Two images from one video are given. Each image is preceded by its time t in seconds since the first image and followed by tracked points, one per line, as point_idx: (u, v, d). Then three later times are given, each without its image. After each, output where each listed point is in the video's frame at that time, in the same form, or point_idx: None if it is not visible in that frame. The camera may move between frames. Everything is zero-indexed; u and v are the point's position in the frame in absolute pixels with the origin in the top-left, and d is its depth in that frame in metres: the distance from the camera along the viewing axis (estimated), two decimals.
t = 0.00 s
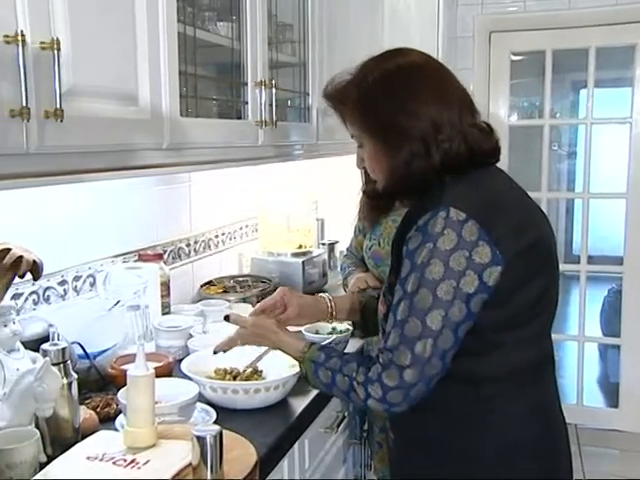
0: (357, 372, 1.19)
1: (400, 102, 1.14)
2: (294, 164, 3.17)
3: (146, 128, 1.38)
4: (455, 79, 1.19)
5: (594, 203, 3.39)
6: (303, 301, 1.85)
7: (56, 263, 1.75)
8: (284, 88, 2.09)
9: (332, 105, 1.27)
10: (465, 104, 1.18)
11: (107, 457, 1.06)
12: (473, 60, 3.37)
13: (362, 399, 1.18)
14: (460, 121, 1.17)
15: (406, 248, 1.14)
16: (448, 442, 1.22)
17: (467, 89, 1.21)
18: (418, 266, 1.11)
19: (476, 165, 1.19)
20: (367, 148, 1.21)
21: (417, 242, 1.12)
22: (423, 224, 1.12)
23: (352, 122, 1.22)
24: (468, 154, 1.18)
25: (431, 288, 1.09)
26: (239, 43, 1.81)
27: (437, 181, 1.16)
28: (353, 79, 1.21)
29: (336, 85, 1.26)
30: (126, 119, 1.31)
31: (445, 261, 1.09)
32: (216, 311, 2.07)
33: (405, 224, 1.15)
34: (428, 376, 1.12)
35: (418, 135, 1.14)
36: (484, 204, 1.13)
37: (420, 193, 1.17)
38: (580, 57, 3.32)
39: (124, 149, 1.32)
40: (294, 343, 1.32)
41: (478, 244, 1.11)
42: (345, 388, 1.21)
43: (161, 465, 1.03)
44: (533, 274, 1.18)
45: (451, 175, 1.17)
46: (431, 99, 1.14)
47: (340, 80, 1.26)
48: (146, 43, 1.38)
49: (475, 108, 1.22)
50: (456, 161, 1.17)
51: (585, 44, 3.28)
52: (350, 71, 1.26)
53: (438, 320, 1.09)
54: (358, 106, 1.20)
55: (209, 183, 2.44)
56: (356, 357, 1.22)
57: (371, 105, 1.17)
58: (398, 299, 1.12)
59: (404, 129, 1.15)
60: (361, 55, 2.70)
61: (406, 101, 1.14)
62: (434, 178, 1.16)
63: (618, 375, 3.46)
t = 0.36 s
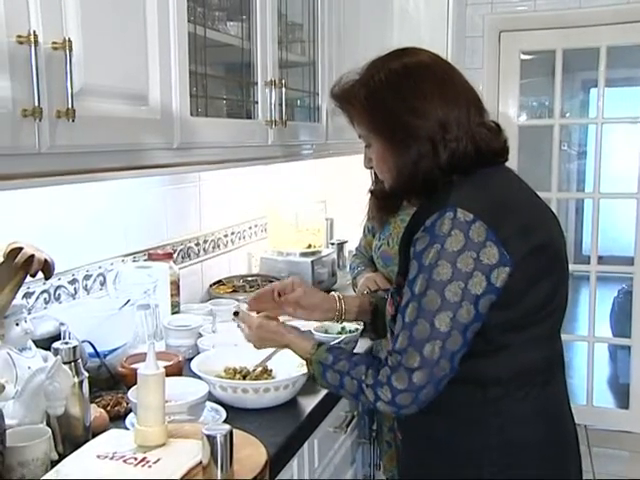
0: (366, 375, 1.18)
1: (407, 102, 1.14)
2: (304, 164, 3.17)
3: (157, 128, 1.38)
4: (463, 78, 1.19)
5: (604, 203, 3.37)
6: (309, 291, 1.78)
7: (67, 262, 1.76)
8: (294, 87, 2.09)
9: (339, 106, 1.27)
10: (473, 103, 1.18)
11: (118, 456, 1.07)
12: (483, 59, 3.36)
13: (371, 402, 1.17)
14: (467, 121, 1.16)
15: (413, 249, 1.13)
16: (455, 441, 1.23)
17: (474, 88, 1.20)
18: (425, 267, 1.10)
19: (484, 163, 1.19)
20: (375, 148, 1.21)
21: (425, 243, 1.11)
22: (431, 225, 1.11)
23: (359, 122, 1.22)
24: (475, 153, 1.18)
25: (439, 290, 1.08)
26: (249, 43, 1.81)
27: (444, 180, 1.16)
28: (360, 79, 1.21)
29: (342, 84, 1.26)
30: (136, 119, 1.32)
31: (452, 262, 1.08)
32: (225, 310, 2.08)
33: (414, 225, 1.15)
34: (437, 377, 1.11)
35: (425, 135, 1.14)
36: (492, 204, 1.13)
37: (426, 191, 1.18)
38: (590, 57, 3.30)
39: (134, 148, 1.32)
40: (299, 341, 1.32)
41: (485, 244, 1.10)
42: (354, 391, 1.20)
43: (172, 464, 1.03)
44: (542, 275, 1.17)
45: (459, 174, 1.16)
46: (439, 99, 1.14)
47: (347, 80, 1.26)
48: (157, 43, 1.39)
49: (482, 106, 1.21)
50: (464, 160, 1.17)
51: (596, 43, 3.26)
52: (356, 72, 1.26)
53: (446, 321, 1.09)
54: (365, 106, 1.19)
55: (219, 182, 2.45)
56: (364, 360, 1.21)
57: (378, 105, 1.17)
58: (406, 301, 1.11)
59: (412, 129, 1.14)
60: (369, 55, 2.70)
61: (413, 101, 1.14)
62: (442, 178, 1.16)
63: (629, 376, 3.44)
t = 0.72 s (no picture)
0: (365, 371, 1.18)
1: (408, 102, 1.14)
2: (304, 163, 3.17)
3: (157, 127, 1.38)
4: (464, 78, 1.19)
5: (605, 203, 3.37)
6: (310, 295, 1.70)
7: (68, 262, 1.76)
8: (295, 87, 2.08)
9: (339, 106, 1.27)
10: (474, 102, 1.18)
11: (118, 455, 1.07)
12: (484, 59, 3.37)
13: (369, 398, 1.18)
14: (468, 120, 1.16)
15: (414, 247, 1.13)
16: (456, 441, 1.23)
17: (475, 87, 1.20)
18: (425, 265, 1.10)
19: (484, 162, 1.19)
20: (375, 148, 1.21)
21: (425, 241, 1.11)
22: (431, 223, 1.11)
23: (359, 122, 1.22)
24: (476, 152, 1.18)
25: (439, 288, 1.08)
26: (250, 42, 1.81)
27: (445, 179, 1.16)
28: (361, 79, 1.21)
29: (343, 84, 1.26)
30: (137, 118, 1.32)
31: (453, 260, 1.08)
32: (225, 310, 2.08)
33: (415, 223, 1.15)
34: (435, 376, 1.11)
35: (426, 134, 1.14)
36: (493, 203, 1.13)
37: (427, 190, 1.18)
38: (591, 56, 3.30)
39: (135, 148, 1.32)
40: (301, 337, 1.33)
41: (487, 243, 1.10)
42: (353, 386, 1.20)
43: (172, 463, 1.03)
44: (543, 275, 1.17)
45: (459, 173, 1.16)
46: (439, 98, 1.14)
47: (347, 81, 1.26)
48: (158, 42, 1.39)
49: (484, 106, 1.21)
50: (464, 159, 1.17)
51: (596, 43, 3.26)
52: (357, 72, 1.26)
53: (445, 320, 1.09)
54: (365, 106, 1.19)
55: (219, 182, 2.45)
56: (365, 355, 1.21)
57: (378, 105, 1.17)
58: (406, 299, 1.12)
59: (412, 128, 1.14)
60: (369, 54, 2.70)
61: (414, 101, 1.14)
62: (442, 176, 1.16)
63: (629, 376, 3.44)
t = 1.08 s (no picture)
0: (365, 371, 1.18)
1: (410, 103, 1.14)
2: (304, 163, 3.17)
3: (158, 127, 1.38)
4: (466, 77, 1.19)
5: (605, 203, 3.37)
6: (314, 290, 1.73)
7: (68, 262, 1.76)
8: (295, 87, 2.08)
9: (341, 108, 1.27)
10: (476, 101, 1.18)
11: (119, 455, 1.07)
12: (484, 59, 3.37)
13: (370, 398, 1.17)
14: (470, 119, 1.16)
15: (417, 247, 1.13)
16: (457, 440, 1.23)
17: (476, 86, 1.20)
18: (428, 264, 1.10)
19: (487, 162, 1.20)
20: (378, 149, 1.21)
21: (429, 241, 1.11)
22: (435, 223, 1.11)
23: (362, 123, 1.22)
24: (480, 152, 1.18)
25: (442, 287, 1.08)
26: (250, 42, 1.81)
27: (449, 179, 1.16)
28: (362, 80, 1.21)
29: (344, 86, 1.26)
30: (137, 118, 1.32)
31: (456, 261, 1.08)
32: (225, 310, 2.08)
33: (418, 223, 1.15)
34: (437, 375, 1.10)
35: (429, 135, 1.14)
36: (496, 204, 1.13)
37: (430, 190, 1.18)
38: (591, 56, 3.30)
39: (135, 148, 1.32)
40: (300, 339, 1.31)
41: (490, 243, 1.10)
42: (352, 387, 1.19)
43: (172, 464, 1.03)
44: (546, 275, 1.17)
45: (462, 173, 1.17)
46: (441, 99, 1.14)
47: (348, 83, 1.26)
48: (157, 42, 1.38)
49: (485, 104, 1.21)
50: (467, 159, 1.17)
51: (597, 43, 3.26)
52: (357, 74, 1.26)
53: (447, 320, 1.08)
54: (367, 108, 1.19)
55: (219, 182, 2.45)
56: (364, 356, 1.21)
57: (380, 106, 1.17)
58: (408, 298, 1.11)
59: (414, 129, 1.14)
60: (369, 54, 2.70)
61: (416, 102, 1.14)
62: (446, 177, 1.17)
63: (630, 376, 3.44)
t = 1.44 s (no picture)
0: (372, 377, 1.17)
1: (408, 106, 1.14)
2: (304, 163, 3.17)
3: (158, 127, 1.39)
4: (462, 78, 1.18)
5: (605, 203, 3.37)
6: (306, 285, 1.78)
7: (68, 262, 1.76)
8: (295, 87, 2.08)
9: (339, 115, 1.27)
10: (474, 101, 1.17)
11: (119, 455, 1.07)
12: (484, 58, 3.37)
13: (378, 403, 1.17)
14: (469, 120, 1.16)
15: (420, 249, 1.13)
16: (460, 441, 1.23)
17: (474, 86, 1.20)
18: (432, 266, 1.10)
19: (487, 162, 1.20)
20: (379, 154, 1.21)
21: (432, 242, 1.11)
22: (438, 224, 1.11)
23: (361, 129, 1.22)
24: (479, 153, 1.18)
25: (446, 289, 1.08)
26: (250, 42, 1.81)
27: (451, 182, 1.16)
28: (359, 86, 1.21)
29: (342, 93, 1.26)
30: (137, 118, 1.32)
31: (460, 262, 1.08)
32: (225, 310, 2.09)
33: (421, 225, 1.15)
34: (445, 378, 1.11)
35: (428, 137, 1.14)
36: (498, 204, 1.13)
37: (431, 193, 1.18)
38: (591, 57, 3.30)
39: (135, 148, 1.32)
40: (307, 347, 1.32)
41: (493, 244, 1.10)
42: (359, 392, 1.19)
43: (173, 464, 1.04)
44: (549, 275, 1.17)
45: (463, 174, 1.17)
46: (439, 100, 1.14)
47: (346, 89, 1.26)
48: (157, 42, 1.39)
49: (484, 104, 1.21)
50: (467, 159, 1.17)
51: (597, 43, 3.26)
52: (355, 79, 1.26)
53: (453, 322, 1.09)
54: (365, 113, 1.19)
55: (219, 182, 2.45)
56: (370, 362, 1.20)
57: (378, 111, 1.17)
58: (413, 300, 1.11)
59: (413, 132, 1.14)
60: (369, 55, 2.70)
61: (413, 105, 1.14)
62: (447, 179, 1.17)
63: (629, 376, 3.44)
